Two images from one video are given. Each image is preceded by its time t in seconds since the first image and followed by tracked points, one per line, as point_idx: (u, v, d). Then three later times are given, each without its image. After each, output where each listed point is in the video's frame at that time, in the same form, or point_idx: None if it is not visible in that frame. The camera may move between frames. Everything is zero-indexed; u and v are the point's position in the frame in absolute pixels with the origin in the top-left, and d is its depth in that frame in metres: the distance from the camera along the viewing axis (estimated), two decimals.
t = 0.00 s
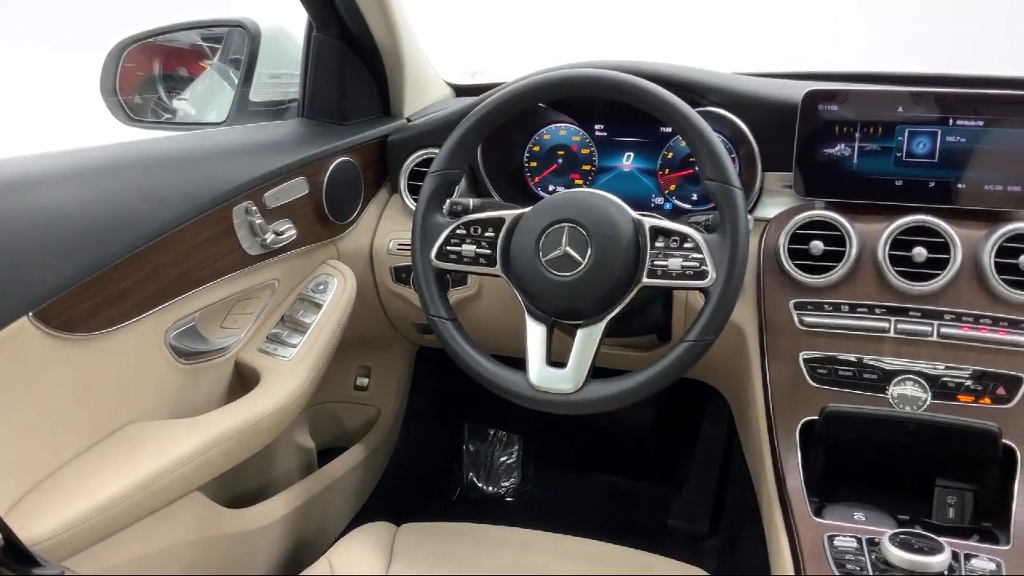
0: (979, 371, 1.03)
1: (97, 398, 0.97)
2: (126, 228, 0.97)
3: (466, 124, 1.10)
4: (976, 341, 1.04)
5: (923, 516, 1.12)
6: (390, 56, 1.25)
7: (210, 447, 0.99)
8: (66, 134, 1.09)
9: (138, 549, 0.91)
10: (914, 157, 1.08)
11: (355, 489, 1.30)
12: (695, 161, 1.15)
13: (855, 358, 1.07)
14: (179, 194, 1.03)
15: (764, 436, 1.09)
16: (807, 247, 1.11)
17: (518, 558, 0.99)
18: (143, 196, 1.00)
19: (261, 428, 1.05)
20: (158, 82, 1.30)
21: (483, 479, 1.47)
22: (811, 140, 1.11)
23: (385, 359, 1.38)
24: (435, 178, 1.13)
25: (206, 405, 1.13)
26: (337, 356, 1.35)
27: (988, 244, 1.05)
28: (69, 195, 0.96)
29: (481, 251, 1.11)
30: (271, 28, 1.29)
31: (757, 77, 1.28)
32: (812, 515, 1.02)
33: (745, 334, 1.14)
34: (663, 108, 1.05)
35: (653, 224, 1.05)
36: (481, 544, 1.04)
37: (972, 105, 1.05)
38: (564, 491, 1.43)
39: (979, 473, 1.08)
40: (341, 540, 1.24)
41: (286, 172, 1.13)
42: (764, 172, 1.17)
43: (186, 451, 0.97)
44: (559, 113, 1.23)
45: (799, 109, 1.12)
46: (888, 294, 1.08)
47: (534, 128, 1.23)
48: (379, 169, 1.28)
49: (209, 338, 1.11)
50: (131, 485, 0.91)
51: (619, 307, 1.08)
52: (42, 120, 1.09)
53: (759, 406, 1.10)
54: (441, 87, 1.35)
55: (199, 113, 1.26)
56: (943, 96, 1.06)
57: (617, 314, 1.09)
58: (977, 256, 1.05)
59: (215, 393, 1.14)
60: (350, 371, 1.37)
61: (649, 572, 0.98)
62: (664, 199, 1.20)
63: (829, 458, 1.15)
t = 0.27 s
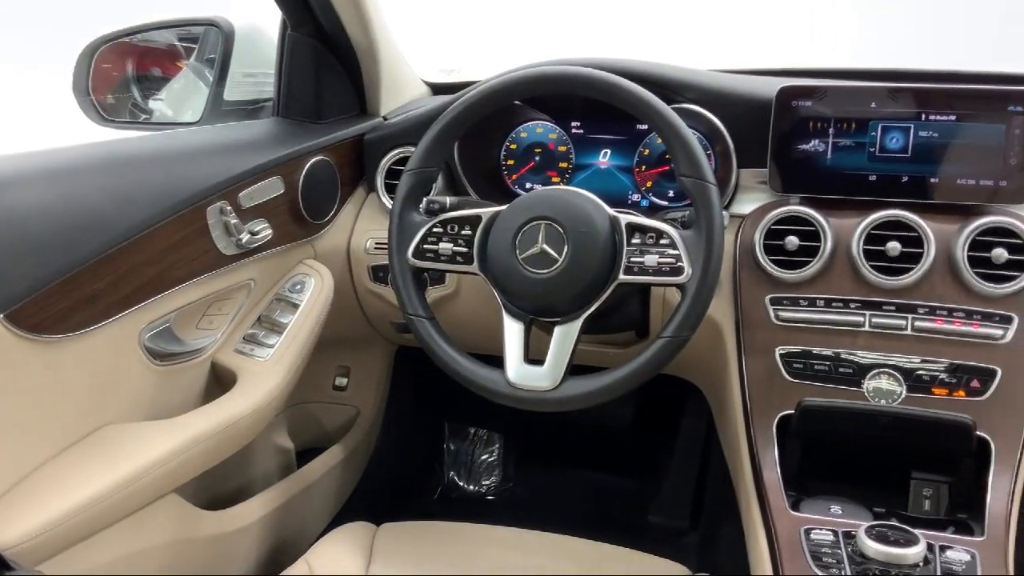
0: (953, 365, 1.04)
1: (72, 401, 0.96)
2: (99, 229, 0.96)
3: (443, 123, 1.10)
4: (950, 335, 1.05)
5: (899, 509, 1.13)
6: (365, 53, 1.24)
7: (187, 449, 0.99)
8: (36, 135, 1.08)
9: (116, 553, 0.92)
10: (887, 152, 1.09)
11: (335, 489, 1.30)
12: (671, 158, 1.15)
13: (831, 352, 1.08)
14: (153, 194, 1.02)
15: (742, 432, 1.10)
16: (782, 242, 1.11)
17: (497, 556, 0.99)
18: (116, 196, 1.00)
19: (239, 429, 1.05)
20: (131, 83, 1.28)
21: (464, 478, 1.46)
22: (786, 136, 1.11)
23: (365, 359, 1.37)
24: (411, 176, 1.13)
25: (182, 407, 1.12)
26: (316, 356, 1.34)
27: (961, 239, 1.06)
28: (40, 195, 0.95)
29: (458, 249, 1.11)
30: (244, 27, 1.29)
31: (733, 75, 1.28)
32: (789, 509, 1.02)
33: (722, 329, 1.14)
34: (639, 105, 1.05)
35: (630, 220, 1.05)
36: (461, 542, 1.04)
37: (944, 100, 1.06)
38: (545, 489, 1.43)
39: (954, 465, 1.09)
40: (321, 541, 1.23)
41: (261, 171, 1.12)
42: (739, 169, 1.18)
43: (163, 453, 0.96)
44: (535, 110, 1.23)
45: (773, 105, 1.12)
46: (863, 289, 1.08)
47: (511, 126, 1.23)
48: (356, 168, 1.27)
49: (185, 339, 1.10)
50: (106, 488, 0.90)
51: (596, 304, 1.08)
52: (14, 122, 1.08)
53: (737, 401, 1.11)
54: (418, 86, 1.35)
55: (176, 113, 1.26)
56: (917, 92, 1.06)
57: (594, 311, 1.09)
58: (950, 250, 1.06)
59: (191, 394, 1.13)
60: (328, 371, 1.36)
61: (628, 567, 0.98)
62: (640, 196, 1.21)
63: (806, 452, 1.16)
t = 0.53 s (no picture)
0: (926, 359, 1.05)
1: (41, 406, 0.95)
2: (67, 231, 0.94)
3: (415, 122, 1.10)
4: (922, 329, 1.06)
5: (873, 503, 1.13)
6: (337, 51, 1.23)
7: (159, 453, 0.98)
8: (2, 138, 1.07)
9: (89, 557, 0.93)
10: (858, 148, 1.10)
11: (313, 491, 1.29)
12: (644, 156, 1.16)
13: (804, 348, 1.09)
14: (122, 196, 1.01)
15: (717, 429, 1.11)
16: (755, 239, 1.12)
17: (473, 556, 0.99)
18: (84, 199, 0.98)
19: (212, 432, 1.04)
20: (101, 85, 1.27)
21: (444, 477, 1.47)
22: (758, 133, 1.12)
23: (341, 360, 1.37)
24: (384, 176, 1.12)
25: (155, 411, 1.11)
26: (292, 358, 1.34)
27: (932, 234, 1.06)
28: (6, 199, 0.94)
29: (432, 249, 1.11)
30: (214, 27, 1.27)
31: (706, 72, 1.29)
32: (764, 504, 1.03)
33: (696, 327, 1.15)
34: (612, 104, 1.05)
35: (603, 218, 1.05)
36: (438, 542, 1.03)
37: (914, 96, 1.07)
38: (525, 488, 1.44)
39: (926, 458, 1.10)
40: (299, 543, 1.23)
41: (233, 172, 1.12)
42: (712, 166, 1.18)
43: (135, 458, 0.96)
44: (508, 109, 1.22)
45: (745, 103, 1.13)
46: (836, 285, 1.08)
47: (484, 125, 1.22)
48: (330, 168, 1.26)
49: (157, 343, 1.09)
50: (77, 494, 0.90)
51: (570, 302, 1.08)
52: None
53: (711, 398, 1.12)
54: (392, 85, 1.34)
55: (149, 115, 1.26)
56: (887, 89, 1.07)
57: (569, 310, 1.09)
58: (921, 245, 1.07)
59: (164, 398, 1.12)
60: (305, 373, 1.36)
61: (604, 565, 0.98)
62: (615, 194, 1.21)
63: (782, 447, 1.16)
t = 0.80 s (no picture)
0: (900, 355, 1.06)
1: (10, 412, 0.94)
2: (34, 235, 0.93)
3: (388, 122, 1.09)
4: (894, 324, 1.06)
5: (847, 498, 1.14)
6: (309, 51, 1.23)
7: (131, 458, 0.97)
8: None
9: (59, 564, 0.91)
10: (830, 146, 1.10)
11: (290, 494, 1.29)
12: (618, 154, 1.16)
13: (778, 345, 1.09)
14: (91, 199, 1.00)
15: (693, 426, 1.11)
16: (728, 237, 1.12)
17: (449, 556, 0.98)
18: (51, 202, 0.97)
19: (185, 435, 1.03)
20: (71, 86, 1.26)
21: (423, 478, 1.45)
22: (731, 132, 1.12)
23: (318, 361, 1.36)
24: (357, 176, 1.11)
25: (128, 414, 1.10)
26: (268, 360, 1.33)
27: (903, 230, 1.07)
28: None
29: (406, 249, 1.10)
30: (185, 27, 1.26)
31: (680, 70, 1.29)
32: (739, 501, 1.03)
33: (672, 325, 1.16)
34: (584, 103, 1.05)
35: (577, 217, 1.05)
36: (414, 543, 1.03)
37: (885, 93, 1.07)
38: (505, 487, 1.43)
39: (900, 453, 1.10)
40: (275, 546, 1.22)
41: (205, 173, 1.11)
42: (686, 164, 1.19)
43: (106, 463, 0.95)
44: (481, 107, 1.22)
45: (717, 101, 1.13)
46: (809, 282, 1.09)
47: (459, 124, 1.22)
48: (303, 168, 1.26)
49: (128, 346, 1.08)
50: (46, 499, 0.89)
51: (545, 302, 1.08)
52: None
53: (687, 395, 1.12)
54: (367, 84, 1.34)
55: (124, 116, 1.24)
56: (856, 86, 1.07)
57: (544, 309, 1.09)
58: (893, 241, 1.07)
59: (137, 401, 1.11)
60: (281, 375, 1.35)
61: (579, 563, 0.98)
62: (590, 193, 1.21)
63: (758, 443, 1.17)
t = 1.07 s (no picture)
0: (875, 353, 1.06)
1: None
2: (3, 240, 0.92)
3: (362, 124, 1.09)
4: (869, 323, 1.07)
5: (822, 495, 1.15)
6: (283, 53, 1.22)
7: (104, 463, 0.96)
8: None
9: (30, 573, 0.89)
10: (803, 145, 1.11)
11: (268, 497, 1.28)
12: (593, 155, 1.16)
13: (753, 343, 1.10)
14: (61, 203, 0.99)
15: (670, 426, 1.11)
16: (704, 236, 1.13)
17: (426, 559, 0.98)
18: (22, 207, 0.96)
19: (160, 440, 1.02)
20: (44, 90, 1.25)
21: (403, 481, 1.45)
22: (705, 131, 1.13)
23: (295, 364, 1.35)
24: (333, 178, 1.11)
25: (102, 420, 1.09)
26: (244, 363, 1.32)
27: (877, 228, 1.08)
28: None
29: (382, 250, 1.10)
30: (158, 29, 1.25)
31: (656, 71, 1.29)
32: (716, 500, 1.04)
33: (648, 324, 1.16)
34: (560, 105, 1.05)
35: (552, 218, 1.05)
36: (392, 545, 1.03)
37: (857, 93, 1.08)
38: (485, 489, 1.43)
39: (876, 451, 1.11)
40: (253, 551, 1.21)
41: (178, 176, 1.10)
42: (662, 165, 1.19)
43: (78, 469, 0.94)
44: (457, 109, 1.21)
45: (692, 101, 1.14)
46: (784, 281, 1.10)
47: (435, 125, 1.22)
48: (278, 170, 1.25)
49: (101, 351, 1.07)
50: (17, 507, 0.88)
51: (521, 302, 1.08)
52: None
53: (664, 395, 1.13)
54: (343, 86, 1.34)
55: (99, 119, 1.23)
56: (829, 86, 1.08)
57: (520, 310, 1.09)
58: (867, 239, 1.08)
59: (111, 407, 1.10)
60: (258, 378, 1.34)
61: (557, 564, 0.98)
62: (567, 194, 1.21)
63: (734, 442, 1.18)
